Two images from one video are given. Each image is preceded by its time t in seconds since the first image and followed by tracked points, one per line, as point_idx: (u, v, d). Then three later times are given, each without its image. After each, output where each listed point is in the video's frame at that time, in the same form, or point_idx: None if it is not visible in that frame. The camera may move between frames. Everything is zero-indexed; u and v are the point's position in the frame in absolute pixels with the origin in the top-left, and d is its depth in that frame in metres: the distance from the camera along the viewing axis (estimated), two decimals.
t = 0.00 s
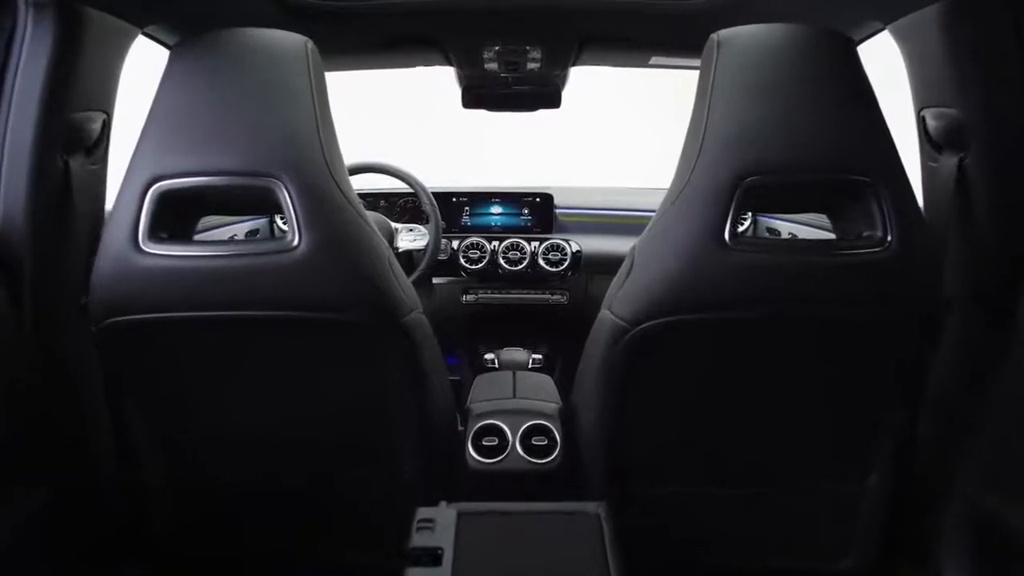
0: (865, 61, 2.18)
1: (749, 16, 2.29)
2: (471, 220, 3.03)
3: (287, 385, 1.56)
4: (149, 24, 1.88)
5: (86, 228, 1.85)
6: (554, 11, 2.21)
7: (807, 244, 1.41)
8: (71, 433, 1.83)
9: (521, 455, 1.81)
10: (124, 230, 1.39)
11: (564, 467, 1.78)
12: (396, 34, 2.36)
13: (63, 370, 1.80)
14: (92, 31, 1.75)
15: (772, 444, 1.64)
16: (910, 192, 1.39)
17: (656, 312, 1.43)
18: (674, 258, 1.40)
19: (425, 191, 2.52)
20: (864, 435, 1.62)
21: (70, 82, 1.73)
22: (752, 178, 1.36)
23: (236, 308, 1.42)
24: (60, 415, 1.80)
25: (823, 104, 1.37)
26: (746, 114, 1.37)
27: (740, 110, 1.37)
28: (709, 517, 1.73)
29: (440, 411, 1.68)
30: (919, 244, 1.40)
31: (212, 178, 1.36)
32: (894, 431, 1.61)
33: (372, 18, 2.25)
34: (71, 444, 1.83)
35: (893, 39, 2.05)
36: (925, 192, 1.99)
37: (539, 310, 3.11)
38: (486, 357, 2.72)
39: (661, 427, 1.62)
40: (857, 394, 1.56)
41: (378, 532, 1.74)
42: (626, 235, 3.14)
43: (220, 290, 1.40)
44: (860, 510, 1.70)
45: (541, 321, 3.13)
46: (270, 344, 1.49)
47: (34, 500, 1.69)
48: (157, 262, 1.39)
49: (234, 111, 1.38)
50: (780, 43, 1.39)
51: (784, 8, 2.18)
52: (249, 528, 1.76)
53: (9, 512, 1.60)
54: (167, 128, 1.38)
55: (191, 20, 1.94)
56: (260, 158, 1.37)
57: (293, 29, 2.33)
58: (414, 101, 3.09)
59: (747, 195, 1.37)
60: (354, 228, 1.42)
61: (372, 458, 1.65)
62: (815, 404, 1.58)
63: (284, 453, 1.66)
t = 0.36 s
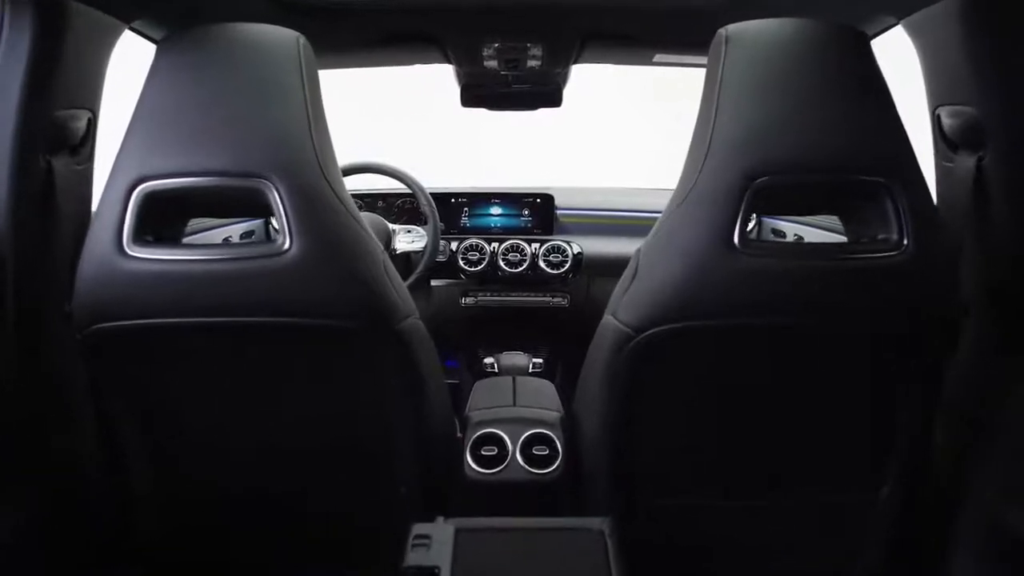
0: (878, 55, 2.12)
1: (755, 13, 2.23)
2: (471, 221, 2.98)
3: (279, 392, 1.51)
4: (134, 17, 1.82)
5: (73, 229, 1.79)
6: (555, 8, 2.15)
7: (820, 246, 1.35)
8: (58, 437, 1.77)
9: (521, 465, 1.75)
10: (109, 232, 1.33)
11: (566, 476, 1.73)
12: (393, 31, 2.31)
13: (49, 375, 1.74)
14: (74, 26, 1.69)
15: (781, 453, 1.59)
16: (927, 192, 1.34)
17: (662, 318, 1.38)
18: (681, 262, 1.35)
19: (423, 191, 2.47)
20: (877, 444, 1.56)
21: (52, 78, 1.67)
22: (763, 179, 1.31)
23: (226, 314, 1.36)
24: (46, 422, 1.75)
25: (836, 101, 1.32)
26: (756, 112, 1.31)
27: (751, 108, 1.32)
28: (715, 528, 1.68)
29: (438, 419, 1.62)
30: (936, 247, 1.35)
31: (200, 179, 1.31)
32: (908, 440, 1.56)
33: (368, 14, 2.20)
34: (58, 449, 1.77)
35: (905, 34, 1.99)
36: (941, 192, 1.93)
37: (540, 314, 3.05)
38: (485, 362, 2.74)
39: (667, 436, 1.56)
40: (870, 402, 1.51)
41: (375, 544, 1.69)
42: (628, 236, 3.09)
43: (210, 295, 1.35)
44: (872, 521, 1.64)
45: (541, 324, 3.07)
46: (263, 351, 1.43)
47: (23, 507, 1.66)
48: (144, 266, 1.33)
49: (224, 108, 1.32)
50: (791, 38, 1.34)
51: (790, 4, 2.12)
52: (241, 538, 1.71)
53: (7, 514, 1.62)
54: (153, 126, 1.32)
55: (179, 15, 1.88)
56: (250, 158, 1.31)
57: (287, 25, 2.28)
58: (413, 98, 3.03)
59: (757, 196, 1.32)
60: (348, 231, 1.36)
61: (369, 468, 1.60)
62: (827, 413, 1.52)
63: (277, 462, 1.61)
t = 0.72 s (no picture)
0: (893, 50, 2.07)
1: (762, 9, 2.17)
2: (470, 222, 2.92)
3: (271, 401, 1.45)
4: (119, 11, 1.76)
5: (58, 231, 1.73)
6: (556, 5, 2.09)
7: (833, 250, 1.30)
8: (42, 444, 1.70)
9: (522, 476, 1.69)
10: (91, 234, 1.28)
11: (568, 487, 1.68)
12: (389, 27, 2.25)
13: (36, 382, 1.69)
14: (55, 19, 1.63)
15: (790, 464, 1.54)
16: (946, 194, 1.28)
17: (668, 325, 1.32)
18: (688, 266, 1.30)
19: (422, 194, 2.43)
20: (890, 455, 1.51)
21: (33, 74, 1.61)
22: (774, 180, 1.25)
23: (213, 322, 1.31)
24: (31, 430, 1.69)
25: (852, 98, 1.26)
26: (767, 110, 1.26)
27: (761, 106, 1.26)
28: (721, 540, 1.62)
29: (436, 428, 1.57)
30: (955, 251, 1.29)
31: (185, 179, 1.25)
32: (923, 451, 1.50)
33: (363, 10, 2.14)
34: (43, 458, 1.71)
35: (921, 28, 1.94)
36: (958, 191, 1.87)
37: (540, 317, 3.00)
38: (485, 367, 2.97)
39: (672, 446, 1.51)
40: (883, 412, 1.45)
41: (370, 557, 1.63)
42: (630, 238, 3.04)
43: (197, 301, 1.29)
44: (884, 534, 1.59)
45: (542, 328, 3.01)
46: (255, 359, 1.38)
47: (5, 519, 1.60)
48: (127, 272, 1.28)
49: (210, 105, 1.27)
50: (802, 31, 1.28)
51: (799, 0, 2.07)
52: (231, 552, 1.65)
53: None
54: (136, 124, 1.27)
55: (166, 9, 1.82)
56: (238, 158, 1.26)
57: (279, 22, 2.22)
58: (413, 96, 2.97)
59: (767, 197, 1.27)
60: (340, 235, 1.30)
61: (364, 479, 1.55)
62: (839, 423, 1.47)
63: (269, 474, 1.55)
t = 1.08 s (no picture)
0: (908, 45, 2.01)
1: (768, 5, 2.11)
2: (468, 223, 2.86)
3: (262, 411, 1.40)
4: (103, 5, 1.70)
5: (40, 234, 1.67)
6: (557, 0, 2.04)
7: (848, 254, 1.24)
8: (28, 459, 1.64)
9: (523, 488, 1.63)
10: (71, 237, 1.22)
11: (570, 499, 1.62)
12: (385, 23, 2.20)
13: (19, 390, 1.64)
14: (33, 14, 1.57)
15: (801, 475, 1.48)
16: (966, 195, 1.23)
17: (675, 333, 1.27)
18: (696, 271, 1.24)
19: (419, 193, 2.38)
20: (905, 467, 1.45)
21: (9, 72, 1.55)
22: (786, 181, 1.20)
23: (199, 329, 1.25)
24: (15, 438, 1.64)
25: (867, 94, 1.20)
26: (779, 107, 1.20)
27: (773, 103, 1.20)
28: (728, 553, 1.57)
29: (433, 438, 1.51)
30: (977, 255, 1.24)
31: (170, 180, 1.19)
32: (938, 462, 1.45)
33: (358, 6, 2.08)
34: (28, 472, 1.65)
35: (937, 23, 1.88)
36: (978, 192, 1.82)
37: (541, 320, 2.94)
38: (484, 372, 2.90)
39: (678, 457, 1.45)
40: (898, 422, 1.40)
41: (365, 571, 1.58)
42: (633, 239, 2.98)
43: (182, 308, 1.24)
44: (897, 547, 1.54)
45: (542, 331, 2.96)
46: (244, 367, 1.33)
47: None
48: (109, 277, 1.22)
49: (195, 102, 1.21)
50: (816, 24, 1.22)
51: None
52: (221, 564, 1.60)
53: None
54: (118, 122, 1.21)
55: (152, 4, 1.76)
56: (225, 158, 1.20)
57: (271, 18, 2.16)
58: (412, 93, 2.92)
59: (779, 198, 1.21)
60: (332, 239, 1.25)
61: (360, 491, 1.49)
62: (854, 435, 1.42)
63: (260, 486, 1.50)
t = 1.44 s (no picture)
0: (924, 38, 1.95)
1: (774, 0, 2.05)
2: (467, 225, 2.80)
3: (252, 422, 1.34)
4: None
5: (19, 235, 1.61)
6: None
7: (864, 259, 1.18)
8: (14, 471, 1.58)
9: (523, 501, 1.57)
10: (47, 241, 1.16)
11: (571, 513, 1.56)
12: (381, 18, 2.14)
13: None
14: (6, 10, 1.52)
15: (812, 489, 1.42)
16: (990, 197, 1.17)
17: (682, 341, 1.22)
18: (705, 277, 1.19)
19: (417, 194, 2.32)
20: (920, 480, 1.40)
21: None
22: (801, 183, 1.14)
23: (184, 338, 1.20)
24: None
25: (886, 90, 1.14)
26: (793, 103, 1.14)
27: (786, 99, 1.14)
28: (736, 568, 1.52)
29: (431, 449, 1.45)
30: (1001, 261, 1.18)
31: (152, 182, 1.13)
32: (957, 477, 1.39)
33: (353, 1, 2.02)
34: (12, 485, 1.58)
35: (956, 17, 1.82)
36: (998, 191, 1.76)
37: (542, 324, 2.89)
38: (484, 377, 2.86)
39: (686, 470, 1.40)
40: (915, 433, 1.34)
41: None
42: (636, 240, 2.92)
43: (167, 316, 1.18)
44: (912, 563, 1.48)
45: (543, 334, 2.91)
46: (234, 377, 1.27)
47: None
48: (88, 283, 1.16)
49: (179, 100, 1.15)
50: (833, 16, 1.16)
51: None
52: None
53: None
54: (97, 120, 1.15)
55: None
56: (210, 158, 1.14)
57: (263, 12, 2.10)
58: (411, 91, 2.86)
59: (794, 201, 1.15)
60: (323, 243, 1.19)
61: (356, 504, 1.44)
62: (868, 446, 1.36)
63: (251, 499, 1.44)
